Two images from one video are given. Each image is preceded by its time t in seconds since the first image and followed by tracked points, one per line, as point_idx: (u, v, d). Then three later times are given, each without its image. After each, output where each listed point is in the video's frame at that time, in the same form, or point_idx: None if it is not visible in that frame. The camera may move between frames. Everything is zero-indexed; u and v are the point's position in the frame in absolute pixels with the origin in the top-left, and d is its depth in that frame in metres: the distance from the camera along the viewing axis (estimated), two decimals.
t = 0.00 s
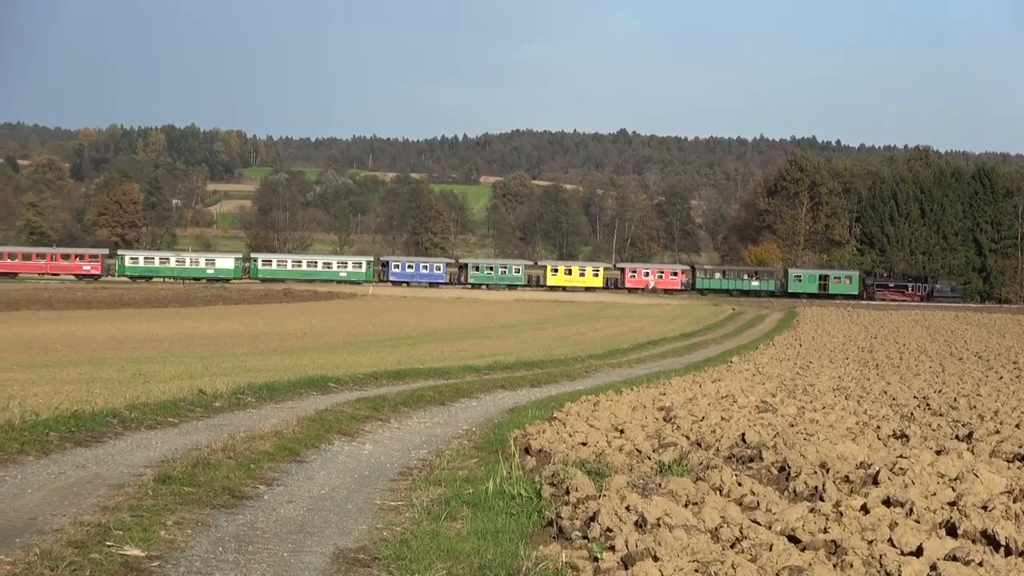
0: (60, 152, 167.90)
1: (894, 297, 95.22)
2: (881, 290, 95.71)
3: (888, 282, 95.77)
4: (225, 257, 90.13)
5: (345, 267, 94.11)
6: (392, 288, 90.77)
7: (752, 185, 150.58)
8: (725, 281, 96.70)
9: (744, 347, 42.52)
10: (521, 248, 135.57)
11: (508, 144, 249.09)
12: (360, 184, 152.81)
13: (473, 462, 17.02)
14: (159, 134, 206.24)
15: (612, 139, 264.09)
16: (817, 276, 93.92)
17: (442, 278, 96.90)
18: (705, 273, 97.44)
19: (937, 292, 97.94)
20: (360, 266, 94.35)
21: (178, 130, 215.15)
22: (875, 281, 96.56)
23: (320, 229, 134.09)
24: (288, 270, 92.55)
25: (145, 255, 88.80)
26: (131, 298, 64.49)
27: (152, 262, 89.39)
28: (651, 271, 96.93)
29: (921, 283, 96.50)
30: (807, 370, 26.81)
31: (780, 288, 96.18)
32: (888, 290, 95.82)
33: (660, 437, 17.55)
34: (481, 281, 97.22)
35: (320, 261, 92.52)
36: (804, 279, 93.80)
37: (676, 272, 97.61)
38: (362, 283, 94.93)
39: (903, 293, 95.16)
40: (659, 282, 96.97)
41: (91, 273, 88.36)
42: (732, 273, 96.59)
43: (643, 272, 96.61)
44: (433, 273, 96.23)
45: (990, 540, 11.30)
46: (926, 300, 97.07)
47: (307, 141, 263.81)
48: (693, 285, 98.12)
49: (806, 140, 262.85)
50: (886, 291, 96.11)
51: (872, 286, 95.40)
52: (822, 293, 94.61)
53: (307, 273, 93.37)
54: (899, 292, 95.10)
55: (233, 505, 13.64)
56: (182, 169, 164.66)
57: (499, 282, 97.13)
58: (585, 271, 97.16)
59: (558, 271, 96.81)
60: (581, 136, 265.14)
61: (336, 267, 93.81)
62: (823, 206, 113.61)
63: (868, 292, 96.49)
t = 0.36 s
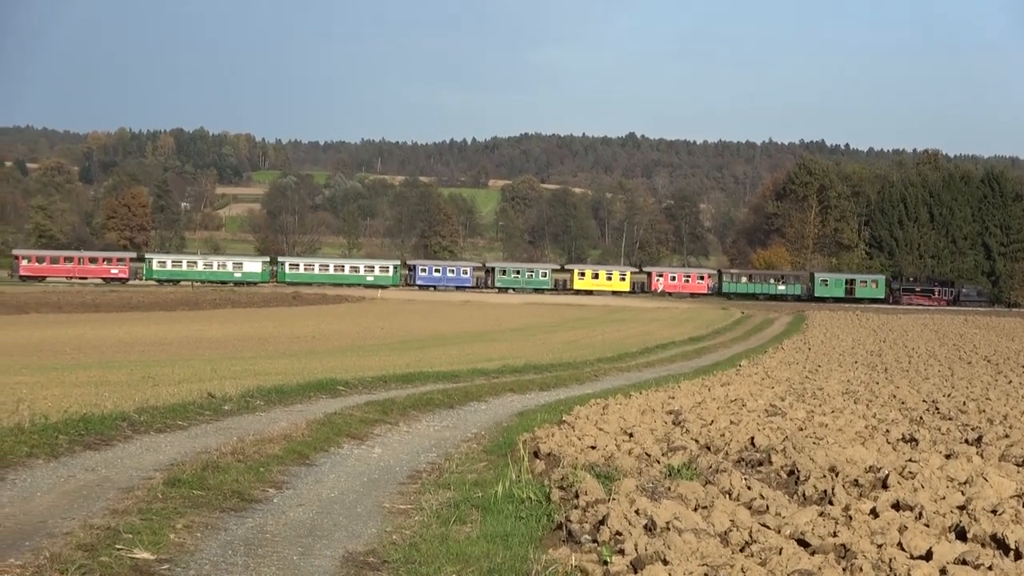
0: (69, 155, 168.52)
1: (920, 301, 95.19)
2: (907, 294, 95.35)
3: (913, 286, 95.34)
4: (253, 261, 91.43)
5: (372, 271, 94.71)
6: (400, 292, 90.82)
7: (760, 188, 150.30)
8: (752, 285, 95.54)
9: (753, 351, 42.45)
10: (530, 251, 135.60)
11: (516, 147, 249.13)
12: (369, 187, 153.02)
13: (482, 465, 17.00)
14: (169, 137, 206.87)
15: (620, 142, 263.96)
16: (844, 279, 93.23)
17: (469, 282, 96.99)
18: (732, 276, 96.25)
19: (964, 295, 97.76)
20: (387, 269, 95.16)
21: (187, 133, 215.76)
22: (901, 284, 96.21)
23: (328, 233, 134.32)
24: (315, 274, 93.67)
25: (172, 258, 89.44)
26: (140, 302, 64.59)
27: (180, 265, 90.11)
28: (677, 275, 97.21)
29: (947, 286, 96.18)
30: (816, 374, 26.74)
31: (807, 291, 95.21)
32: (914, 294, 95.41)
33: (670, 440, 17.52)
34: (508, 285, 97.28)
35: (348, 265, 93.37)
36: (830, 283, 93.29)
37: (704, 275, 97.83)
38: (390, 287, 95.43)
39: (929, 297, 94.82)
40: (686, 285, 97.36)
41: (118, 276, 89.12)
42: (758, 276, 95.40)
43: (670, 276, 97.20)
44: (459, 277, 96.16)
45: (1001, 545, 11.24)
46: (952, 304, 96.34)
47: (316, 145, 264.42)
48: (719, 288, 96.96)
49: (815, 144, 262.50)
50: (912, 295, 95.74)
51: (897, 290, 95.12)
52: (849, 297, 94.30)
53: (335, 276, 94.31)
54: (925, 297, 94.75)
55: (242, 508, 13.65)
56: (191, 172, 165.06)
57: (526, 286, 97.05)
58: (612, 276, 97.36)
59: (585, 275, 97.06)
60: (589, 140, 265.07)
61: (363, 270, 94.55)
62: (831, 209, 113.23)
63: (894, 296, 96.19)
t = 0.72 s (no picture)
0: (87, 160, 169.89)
1: (955, 306, 94.18)
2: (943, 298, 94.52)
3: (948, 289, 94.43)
4: (290, 266, 91.67)
5: (408, 275, 94.78)
6: (417, 296, 90.89)
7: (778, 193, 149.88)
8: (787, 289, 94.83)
9: (771, 355, 42.21)
10: (547, 256, 135.59)
11: (534, 151, 249.03)
12: (387, 192, 153.29)
13: (500, 469, 16.95)
14: (187, 141, 208.05)
15: (638, 146, 263.50)
16: (880, 284, 93.34)
17: (505, 287, 96.87)
18: (767, 280, 95.35)
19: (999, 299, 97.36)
20: (424, 275, 95.09)
21: (205, 137, 216.94)
22: (937, 288, 95.32)
23: (346, 237, 134.67)
24: (351, 279, 93.73)
25: (210, 263, 90.05)
26: (157, 306, 64.91)
27: (216, 270, 90.50)
28: (713, 280, 95.46)
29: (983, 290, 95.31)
30: (834, 377, 26.57)
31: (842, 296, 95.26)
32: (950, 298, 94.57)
33: (688, 444, 17.43)
34: (544, 290, 96.96)
35: (383, 270, 93.45)
36: (866, 287, 93.27)
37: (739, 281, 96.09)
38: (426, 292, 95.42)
39: (965, 301, 93.97)
40: (721, 290, 95.87)
41: (154, 282, 90.53)
42: (794, 281, 94.74)
43: (705, 280, 95.32)
44: (496, 282, 96.25)
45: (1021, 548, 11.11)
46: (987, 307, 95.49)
47: (333, 149, 265.35)
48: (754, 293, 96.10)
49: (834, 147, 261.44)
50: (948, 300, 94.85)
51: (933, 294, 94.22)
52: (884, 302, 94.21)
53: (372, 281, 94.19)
54: (960, 301, 94.03)
55: (260, 512, 13.62)
56: (210, 177, 165.83)
57: (561, 291, 96.73)
58: (648, 280, 96.63)
59: (621, 280, 96.43)
60: (607, 144, 264.82)
61: (400, 275, 94.53)
62: (849, 213, 112.25)
63: (930, 301, 95.32)
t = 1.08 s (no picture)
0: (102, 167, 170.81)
1: (988, 311, 94.80)
2: (975, 303, 95.09)
3: (981, 295, 94.91)
4: (324, 271, 92.30)
5: (440, 281, 95.12)
6: (431, 301, 90.97)
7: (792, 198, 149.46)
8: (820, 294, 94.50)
9: (785, 360, 42.03)
10: (561, 261, 135.61)
11: (547, 156, 249.02)
12: (402, 197, 153.57)
13: (515, 474, 16.92)
14: (202, 147, 209.05)
15: (652, 151, 263.15)
16: (912, 289, 93.36)
17: (537, 292, 97.14)
18: (799, 285, 94.64)
19: None
20: (456, 281, 95.35)
21: (220, 143, 217.95)
22: (969, 293, 95.86)
23: (361, 242, 134.91)
24: (384, 285, 94.28)
25: (244, 269, 89.97)
26: (172, 311, 65.17)
27: (250, 275, 90.65)
28: (746, 286, 94.83)
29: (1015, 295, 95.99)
30: (848, 383, 26.43)
31: (873, 301, 95.11)
32: (982, 303, 95.17)
33: (702, 449, 17.34)
34: (576, 296, 97.02)
35: (417, 276, 93.91)
36: (898, 293, 93.25)
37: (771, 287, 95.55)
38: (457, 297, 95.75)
39: (997, 305, 94.58)
40: (754, 295, 95.12)
41: (187, 288, 91.02)
42: (826, 286, 94.39)
43: (738, 286, 94.47)
44: (528, 287, 96.53)
45: None
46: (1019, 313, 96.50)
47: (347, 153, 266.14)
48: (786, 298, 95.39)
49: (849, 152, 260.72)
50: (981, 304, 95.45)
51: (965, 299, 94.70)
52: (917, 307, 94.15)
53: (405, 287, 94.74)
54: (993, 305, 94.64)
55: (274, 517, 13.62)
56: (224, 182, 166.39)
57: (594, 296, 96.89)
58: (680, 285, 96.62)
59: (653, 285, 96.41)
60: (621, 149, 264.59)
61: (432, 281, 94.90)
62: (863, 218, 111.39)
63: (962, 305, 95.84)
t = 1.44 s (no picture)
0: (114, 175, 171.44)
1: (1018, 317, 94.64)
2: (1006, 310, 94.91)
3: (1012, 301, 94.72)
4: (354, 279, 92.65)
5: (471, 288, 95.11)
6: (443, 308, 90.94)
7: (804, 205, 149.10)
8: (851, 301, 94.09)
9: (797, 367, 41.83)
10: (573, 268, 135.53)
11: (559, 163, 249.03)
12: (414, 204, 153.76)
13: (527, 481, 16.88)
14: (213, 155, 209.82)
15: (664, 158, 262.87)
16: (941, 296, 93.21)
17: (568, 300, 96.79)
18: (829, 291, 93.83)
19: None
20: (487, 288, 95.32)
21: (232, 150, 218.66)
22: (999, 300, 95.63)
23: (373, 249, 135.07)
24: (415, 292, 94.35)
25: (273, 277, 90.68)
26: (184, 319, 65.30)
27: (281, 283, 91.16)
28: (775, 292, 94.22)
29: None
30: (861, 389, 26.30)
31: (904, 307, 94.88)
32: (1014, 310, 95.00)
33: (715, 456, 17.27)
34: (607, 303, 96.72)
35: (447, 283, 93.96)
36: (928, 299, 93.01)
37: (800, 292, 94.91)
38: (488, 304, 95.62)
39: None
40: (784, 302, 94.52)
41: (218, 296, 90.60)
42: (856, 293, 94.01)
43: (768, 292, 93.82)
44: (559, 294, 96.15)
45: None
46: None
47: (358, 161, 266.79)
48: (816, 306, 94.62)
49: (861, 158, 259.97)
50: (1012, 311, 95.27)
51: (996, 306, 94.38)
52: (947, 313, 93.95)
53: (434, 294, 94.64)
54: None
55: (287, 525, 13.60)
56: (236, 190, 166.77)
57: (625, 303, 96.65)
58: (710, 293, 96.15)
59: (683, 293, 95.99)
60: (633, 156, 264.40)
61: (463, 288, 94.86)
62: (876, 224, 111.34)
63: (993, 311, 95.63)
